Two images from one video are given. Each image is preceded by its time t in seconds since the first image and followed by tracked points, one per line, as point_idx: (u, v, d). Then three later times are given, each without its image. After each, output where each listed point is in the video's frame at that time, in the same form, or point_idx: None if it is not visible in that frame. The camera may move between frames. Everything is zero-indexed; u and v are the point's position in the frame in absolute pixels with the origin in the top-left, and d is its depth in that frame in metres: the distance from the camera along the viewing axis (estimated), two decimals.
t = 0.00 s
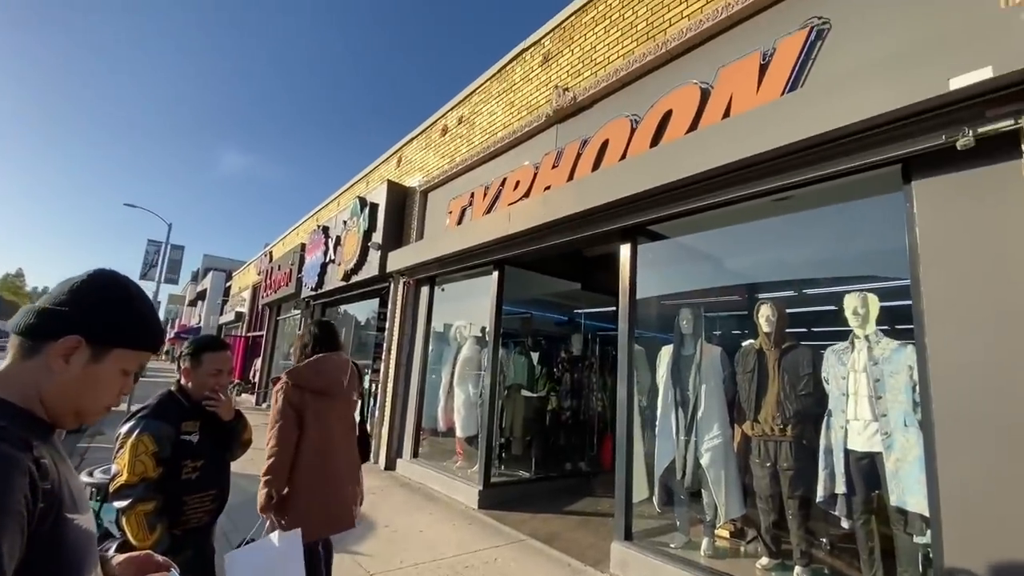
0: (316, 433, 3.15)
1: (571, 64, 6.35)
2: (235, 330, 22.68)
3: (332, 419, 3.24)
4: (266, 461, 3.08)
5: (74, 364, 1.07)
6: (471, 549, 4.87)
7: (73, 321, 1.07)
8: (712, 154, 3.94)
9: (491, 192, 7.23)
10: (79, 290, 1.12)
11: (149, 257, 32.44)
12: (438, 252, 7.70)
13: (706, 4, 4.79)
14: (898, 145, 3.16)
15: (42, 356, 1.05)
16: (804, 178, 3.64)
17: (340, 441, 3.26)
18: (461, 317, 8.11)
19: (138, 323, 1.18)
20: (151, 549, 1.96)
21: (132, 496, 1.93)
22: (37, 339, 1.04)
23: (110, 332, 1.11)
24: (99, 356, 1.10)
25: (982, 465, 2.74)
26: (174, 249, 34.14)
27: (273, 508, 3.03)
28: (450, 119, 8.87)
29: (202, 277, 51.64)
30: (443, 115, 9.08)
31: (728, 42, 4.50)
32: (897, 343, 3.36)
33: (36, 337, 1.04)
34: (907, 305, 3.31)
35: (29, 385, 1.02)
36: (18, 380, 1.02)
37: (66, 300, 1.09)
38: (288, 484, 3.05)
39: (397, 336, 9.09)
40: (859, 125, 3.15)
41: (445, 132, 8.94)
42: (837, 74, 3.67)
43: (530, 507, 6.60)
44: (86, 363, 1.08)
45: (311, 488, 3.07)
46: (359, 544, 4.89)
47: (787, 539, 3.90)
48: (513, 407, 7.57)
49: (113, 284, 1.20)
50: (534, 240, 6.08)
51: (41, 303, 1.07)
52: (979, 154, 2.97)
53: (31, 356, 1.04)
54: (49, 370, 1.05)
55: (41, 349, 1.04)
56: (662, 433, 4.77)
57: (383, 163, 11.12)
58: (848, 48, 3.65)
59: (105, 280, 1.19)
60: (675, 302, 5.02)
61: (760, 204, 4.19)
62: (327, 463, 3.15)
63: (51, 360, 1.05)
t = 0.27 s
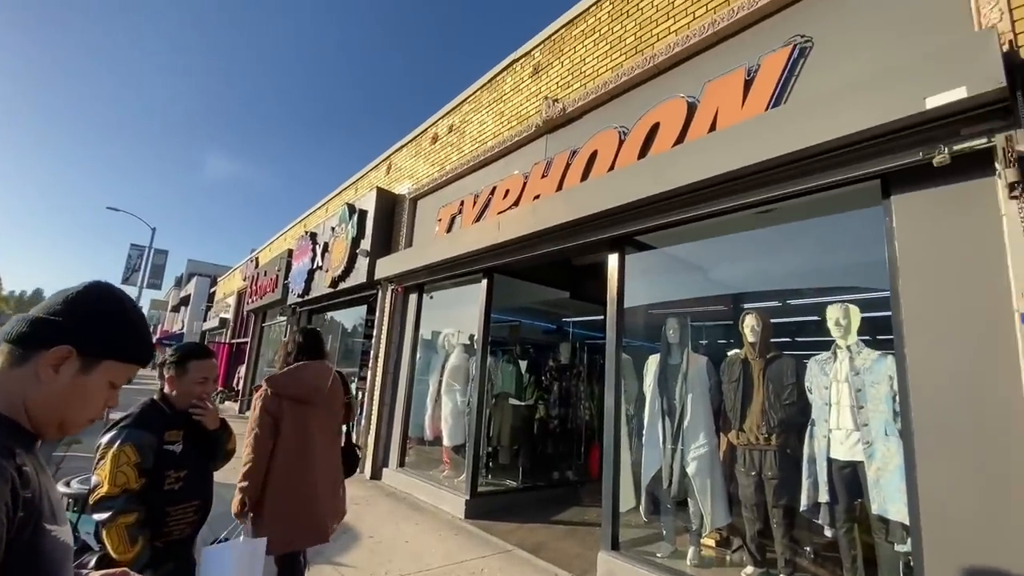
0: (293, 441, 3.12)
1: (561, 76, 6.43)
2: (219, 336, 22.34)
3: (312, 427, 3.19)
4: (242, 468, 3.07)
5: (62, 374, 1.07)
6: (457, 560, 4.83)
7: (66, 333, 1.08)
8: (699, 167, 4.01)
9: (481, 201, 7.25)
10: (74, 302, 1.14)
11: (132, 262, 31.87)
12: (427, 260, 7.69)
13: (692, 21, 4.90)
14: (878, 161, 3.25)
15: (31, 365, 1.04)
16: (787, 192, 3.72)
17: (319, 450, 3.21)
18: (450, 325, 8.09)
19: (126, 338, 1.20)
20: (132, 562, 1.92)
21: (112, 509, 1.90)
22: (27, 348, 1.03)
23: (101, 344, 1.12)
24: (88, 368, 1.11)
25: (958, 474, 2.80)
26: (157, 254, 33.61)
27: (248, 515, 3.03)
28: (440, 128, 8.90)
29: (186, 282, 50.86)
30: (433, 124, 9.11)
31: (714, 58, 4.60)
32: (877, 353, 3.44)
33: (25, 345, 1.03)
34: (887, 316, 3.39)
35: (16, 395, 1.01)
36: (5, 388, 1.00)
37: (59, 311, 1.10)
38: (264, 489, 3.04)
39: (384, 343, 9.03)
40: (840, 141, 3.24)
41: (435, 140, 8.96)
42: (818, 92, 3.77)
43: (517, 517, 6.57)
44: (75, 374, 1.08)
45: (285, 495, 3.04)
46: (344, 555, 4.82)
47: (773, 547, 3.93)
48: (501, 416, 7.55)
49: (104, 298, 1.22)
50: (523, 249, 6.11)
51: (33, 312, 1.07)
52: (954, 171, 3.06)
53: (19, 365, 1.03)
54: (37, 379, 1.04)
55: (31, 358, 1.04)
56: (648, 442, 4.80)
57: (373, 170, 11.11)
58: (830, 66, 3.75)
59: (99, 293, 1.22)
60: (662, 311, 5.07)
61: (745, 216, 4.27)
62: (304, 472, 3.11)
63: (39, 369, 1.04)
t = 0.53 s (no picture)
0: (278, 442, 3.07)
1: (553, 82, 6.47)
2: (206, 339, 22.05)
3: (297, 429, 3.14)
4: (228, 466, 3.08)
5: (53, 375, 1.05)
6: (447, 566, 4.80)
7: (61, 334, 1.08)
8: (689, 173, 4.05)
9: (472, 205, 7.26)
10: (65, 304, 1.14)
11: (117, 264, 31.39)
12: (418, 264, 7.67)
13: (683, 29, 4.96)
14: (863, 168, 3.32)
15: (22, 364, 1.02)
16: (776, 198, 3.77)
17: (305, 452, 3.15)
18: (440, 328, 8.07)
19: (115, 341, 1.21)
20: (118, 570, 1.89)
21: (97, 516, 1.86)
22: (18, 347, 1.01)
23: (92, 347, 1.13)
24: (76, 370, 1.10)
25: (941, 477, 2.85)
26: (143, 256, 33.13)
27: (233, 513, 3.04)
28: (432, 132, 8.91)
29: (172, 285, 50.18)
30: (425, 127, 9.12)
31: (704, 65, 4.66)
32: (863, 357, 3.49)
33: (16, 344, 1.01)
34: (872, 321, 3.45)
35: (4, 396, 0.98)
36: None
37: (49, 311, 1.09)
38: (248, 489, 3.02)
39: (374, 347, 8.98)
40: (826, 149, 3.30)
41: (427, 144, 8.96)
42: (805, 100, 3.84)
43: (508, 522, 6.54)
44: (64, 376, 1.07)
45: (269, 496, 3.01)
46: (332, 561, 4.77)
47: (761, 551, 3.95)
48: (491, 420, 7.53)
49: (94, 301, 1.22)
50: (514, 253, 6.12)
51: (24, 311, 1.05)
52: (937, 179, 3.13)
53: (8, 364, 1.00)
54: (28, 379, 1.02)
55: (22, 357, 1.02)
56: (638, 446, 4.81)
57: (364, 173, 11.07)
58: (816, 76, 3.82)
59: (90, 295, 1.22)
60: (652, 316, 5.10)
61: (734, 222, 4.32)
62: (287, 474, 3.06)
63: (30, 369, 1.03)
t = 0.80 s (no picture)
0: (267, 440, 3.04)
1: (545, 83, 6.49)
2: (195, 340, 21.82)
3: (287, 427, 3.11)
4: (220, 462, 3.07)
5: (36, 373, 1.04)
6: (439, 567, 4.78)
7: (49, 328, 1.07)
8: (680, 175, 4.09)
9: (465, 206, 7.26)
10: (40, 295, 1.11)
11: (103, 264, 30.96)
12: (409, 265, 7.65)
13: (674, 32, 5.01)
14: (852, 171, 3.36)
15: (5, 360, 1.01)
16: (765, 201, 3.81)
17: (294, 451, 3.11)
18: (432, 330, 8.05)
19: (92, 338, 1.19)
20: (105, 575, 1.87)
21: (82, 521, 1.84)
22: None
23: (74, 342, 1.11)
24: (60, 365, 1.09)
25: (927, 476, 2.90)
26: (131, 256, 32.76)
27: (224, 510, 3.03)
28: (424, 132, 8.89)
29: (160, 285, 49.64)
30: (417, 128, 9.10)
31: (696, 67, 4.69)
32: (851, 358, 3.54)
33: None
34: (861, 322, 3.49)
35: None
36: None
37: (18, 302, 1.05)
38: (239, 488, 3.00)
39: (366, 349, 8.93)
40: (815, 152, 3.34)
41: (419, 145, 8.95)
42: (795, 104, 3.88)
43: (500, 523, 6.54)
44: (47, 372, 1.06)
45: (256, 494, 2.98)
46: (323, 564, 4.73)
47: (751, 551, 3.98)
48: (484, 422, 7.52)
49: (66, 292, 1.19)
50: (507, 254, 6.12)
51: None
52: (923, 183, 3.19)
53: None
54: (10, 376, 1.01)
55: (2, 355, 1.01)
56: (630, 447, 4.84)
57: (356, 173, 11.03)
58: (805, 80, 3.87)
59: (59, 288, 1.18)
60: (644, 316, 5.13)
61: (724, 224, 4.36)
62: (277, 473, 3.04)
63: (13, 366, 1.02)
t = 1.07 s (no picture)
0: (256, 440, 3.04)
1: (538, 83, 6.50)
2: (185, 340, 21.62)
3: (278, 428, 3.09)
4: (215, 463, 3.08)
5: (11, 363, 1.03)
6: (432, 567, 4.79)
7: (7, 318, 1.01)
8: (672, 175, 4.11)
9: (458, 205, 7.25)
10: None
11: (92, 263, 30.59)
12: (402, 264, 7.64)
13: (667, 33, 5.03)
14: (841, 172, 3.39)
15: None
16: (756, 201, 3.84)
17: (284, 450, 3.07)
18: (425, 329, 8.04)
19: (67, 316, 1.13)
20: None
21: (67, 525, 1.82)
22: None
23: (46, 324, 1.07)
24: (37, 353, 1.07)
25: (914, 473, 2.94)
26: (120, 255, 32.38)
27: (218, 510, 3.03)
28: (417, 131, 8.87)
29: (150, 284, 49.13)
30: (410, 127, 9.08)
31: (688, 68, 4.72)
32: (840, 357, 3.58)
33: None
34: (849, 321, 3.53)
35: None
36: None
37: None
38: (231, 488, 3.00)
39: (358, 348, 8.90)
40: (805, 152, 3.37)
41: (412, 144, 8.92)
42: (785, 105, 3.92)
43: (493, 523, 6.55)
44: (24, 358, 1.06)
45: (248, 494, 2.98)
46: (315, 564, 4.72)
47: (741, 548, 4.02)
48: (476, 421, 7.52)
49: (22, 268, 1.10)
50: (500, 254, 6.13)
51: None
52: (910, 184, 3.23)
53: None
54: None
55: None
56: (622, 445, 4.86)
57: (348, 172, 10.97)
58: (795, 81, 3.91)
59: (13, 264, 1.09)
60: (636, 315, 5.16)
61: (716, 224, 4.39)
62: (268, 473, 3.02)
63: None
